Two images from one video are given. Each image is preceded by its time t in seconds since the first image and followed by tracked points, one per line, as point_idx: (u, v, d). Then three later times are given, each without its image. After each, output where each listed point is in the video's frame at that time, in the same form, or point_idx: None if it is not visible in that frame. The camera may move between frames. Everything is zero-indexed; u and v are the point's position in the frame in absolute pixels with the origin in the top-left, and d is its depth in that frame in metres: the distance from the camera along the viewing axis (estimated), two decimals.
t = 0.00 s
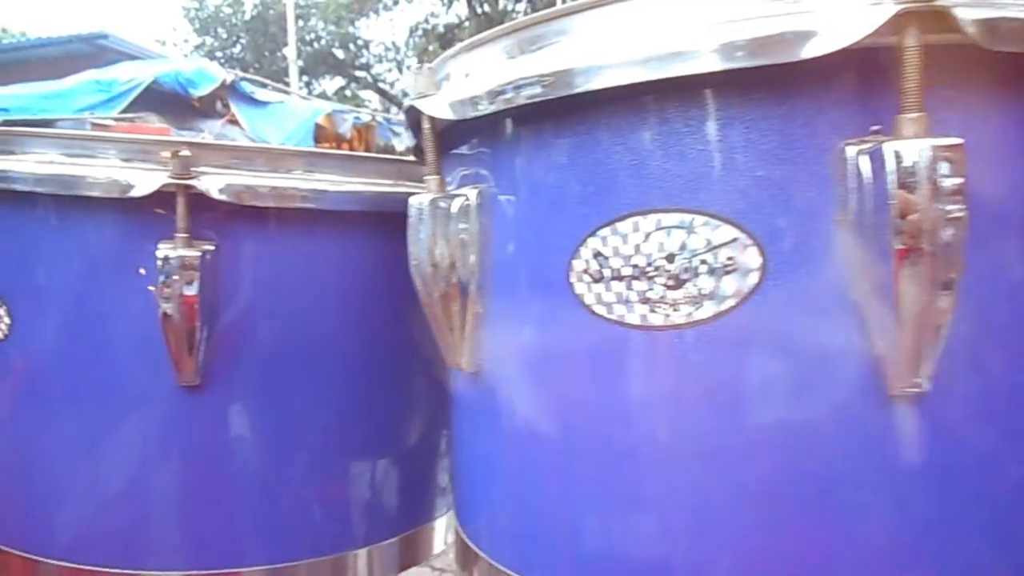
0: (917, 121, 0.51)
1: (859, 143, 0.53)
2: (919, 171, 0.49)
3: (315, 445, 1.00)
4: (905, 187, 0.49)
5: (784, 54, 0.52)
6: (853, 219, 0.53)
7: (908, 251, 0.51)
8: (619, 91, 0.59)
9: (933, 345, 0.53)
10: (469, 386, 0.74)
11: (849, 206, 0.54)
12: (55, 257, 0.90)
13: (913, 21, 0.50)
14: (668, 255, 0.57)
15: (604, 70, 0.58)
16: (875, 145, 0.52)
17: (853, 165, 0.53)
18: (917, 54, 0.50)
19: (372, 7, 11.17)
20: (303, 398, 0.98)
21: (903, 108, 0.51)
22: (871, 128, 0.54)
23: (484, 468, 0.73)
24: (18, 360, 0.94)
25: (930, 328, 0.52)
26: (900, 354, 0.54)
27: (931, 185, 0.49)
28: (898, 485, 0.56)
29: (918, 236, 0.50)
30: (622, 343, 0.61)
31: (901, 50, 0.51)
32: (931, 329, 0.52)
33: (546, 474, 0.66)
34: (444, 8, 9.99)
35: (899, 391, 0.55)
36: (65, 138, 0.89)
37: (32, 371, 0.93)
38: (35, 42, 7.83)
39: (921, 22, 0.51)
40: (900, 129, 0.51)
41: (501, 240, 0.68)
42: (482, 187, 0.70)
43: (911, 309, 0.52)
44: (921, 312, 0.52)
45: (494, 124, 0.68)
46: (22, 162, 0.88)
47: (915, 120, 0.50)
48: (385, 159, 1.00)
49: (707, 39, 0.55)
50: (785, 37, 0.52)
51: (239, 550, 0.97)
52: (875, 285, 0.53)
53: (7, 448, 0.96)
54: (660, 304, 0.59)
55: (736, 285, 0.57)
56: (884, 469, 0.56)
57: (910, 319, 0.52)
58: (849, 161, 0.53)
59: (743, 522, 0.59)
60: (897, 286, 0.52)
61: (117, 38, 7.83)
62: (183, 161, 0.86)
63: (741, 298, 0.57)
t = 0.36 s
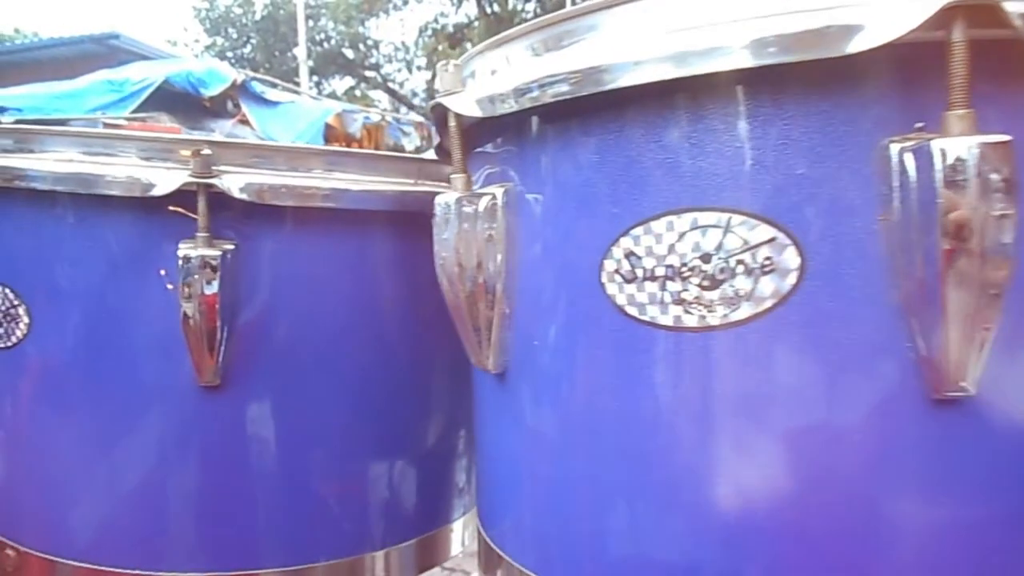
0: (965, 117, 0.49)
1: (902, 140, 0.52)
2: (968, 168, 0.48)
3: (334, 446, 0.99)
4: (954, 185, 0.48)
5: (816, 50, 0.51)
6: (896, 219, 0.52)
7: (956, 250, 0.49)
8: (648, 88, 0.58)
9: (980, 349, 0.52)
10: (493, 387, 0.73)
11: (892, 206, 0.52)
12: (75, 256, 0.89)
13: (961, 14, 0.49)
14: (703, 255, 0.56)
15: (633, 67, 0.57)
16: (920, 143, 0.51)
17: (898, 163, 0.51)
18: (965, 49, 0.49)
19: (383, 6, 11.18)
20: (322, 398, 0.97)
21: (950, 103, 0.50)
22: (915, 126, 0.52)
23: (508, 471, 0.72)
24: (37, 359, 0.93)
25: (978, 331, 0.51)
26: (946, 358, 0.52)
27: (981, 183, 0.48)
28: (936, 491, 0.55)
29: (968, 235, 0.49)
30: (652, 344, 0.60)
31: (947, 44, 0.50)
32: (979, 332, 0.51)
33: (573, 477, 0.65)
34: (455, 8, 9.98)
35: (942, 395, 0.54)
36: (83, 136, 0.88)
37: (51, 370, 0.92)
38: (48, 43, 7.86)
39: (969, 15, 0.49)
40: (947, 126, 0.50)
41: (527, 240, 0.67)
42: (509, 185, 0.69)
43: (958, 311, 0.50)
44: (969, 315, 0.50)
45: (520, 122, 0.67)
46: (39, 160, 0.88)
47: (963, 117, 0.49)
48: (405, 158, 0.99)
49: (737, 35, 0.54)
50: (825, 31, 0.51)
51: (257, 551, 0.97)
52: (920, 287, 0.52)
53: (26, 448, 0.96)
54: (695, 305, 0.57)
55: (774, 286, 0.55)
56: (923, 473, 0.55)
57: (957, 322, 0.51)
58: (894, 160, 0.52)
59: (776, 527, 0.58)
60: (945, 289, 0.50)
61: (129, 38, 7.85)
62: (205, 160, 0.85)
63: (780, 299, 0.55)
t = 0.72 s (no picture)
0: (995, 114, 0.49)
1: (931, 138, 0.51)
2: (999, 165, 0.47)
3: (348, 445, 0.99)
4: (983, 182, 0.48)
5: (838, 47, 0.51)
6: (925, 217, 0.52)
7: (985, 248, 0.49)
8: (668, 86, 0.58)
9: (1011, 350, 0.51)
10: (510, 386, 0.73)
11: (920, 204, 0.52)
12: (91, 255, 0.89)
13: (989, 11, 0.48)
14: (727, 254, 0.55)
15: (652, 65, 0.57)
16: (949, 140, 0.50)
17: (926, 160, 0.51)
18: (993, 44, 0.49)
19: (390, 7, 11.22)
20: (336, 397, 0.97)
21: (980, 100, 0.49)
22: (940, 124, 0.52)
23: (525, 471, 0.72)
24: (52, 358, 0.93)
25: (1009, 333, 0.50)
26: (977, 357, 0.51)
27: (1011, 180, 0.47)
28: (958, 490, 0.55)
29: (998, 233, 0.48)
30: (673, 343, 0.59)
31: (976, 40, 0.50)
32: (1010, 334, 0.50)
33: (591, 477, 0.65)
34: (462, 8, 9.99)
35: (972, 395, 0.53)
36: (99, 136, 0.88)
37: (66, 370, 0.92)
38: (57, 44, 7.89)
39: (998, 12, 0.48)
40: (977, 122, 0.49)
41: (546, 239, 0.66)
42: (529, 183, 0.68)
43: (989, 311, 0.50)
44: (1000, 315, 0.49)
45: (537, 121, 0.66)
46: (55, 159, 0.88)
47: (993, 113, 0.49)
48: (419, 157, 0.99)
49: (758, 32, 0.53)
50: (850, 27, 0.51)
51: (272, 551, 0.96)
52: (950, 286, 0.51)
53: (41, 447, 0.96)
54: (719, 304, 0.57)
55: (799, 285, 0.55)
56: (944, 472, 0.55)
57: (987, 323, 0.50)
58: (922, 157, 0.51)
59: (797, 528, 0.57)
60: (974, 289, 0.50)
61: (138, 39, 7.88)
62: (220, 159, 0.85)
63: (805, 298, 0.55)
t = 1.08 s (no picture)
0: None
1: (974, 128, 0.52)
2: None
3: (371, 443, 0.99)
4: None
5: (877, 37, 0.51)
6: (970, 208, 0.52)
7: None
8: (700, 78, 0.58)
9: None
10: (537, 382, 0.73)
11: (965, 195, 0.52)
12: (117, 252, 0.90)
13: None
14: (766, 246, 0.55)
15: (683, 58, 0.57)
16: (994, 130, 0.51)
17: (971, 151, 0.52)
18: None
19: (399, 6, 11.25)
20: (360, 394, 0.97)
21: None
22: (984, 114, 0.53)
23: (554, 468, 0.71)
24: (78, 355, 0.93)
25: None
26: None
27: None
28: (996, 483, 0.55)
29: None
30: (707, 337, 0.59)
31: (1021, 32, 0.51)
32: None
33: (622, 473, 0.65)
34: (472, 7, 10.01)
35: (1015, 388, 0.53)
36: (123, 132, 0.88)
37: (93, 366, 0.93)
38: (70, 45, 7.93)
39: None
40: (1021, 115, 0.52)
41: (577, 233, 0.66)
42: (560, 177, 0.67)
43: None
44: None
45: (567, 115, 0.66)
46: (81, 157, 0.88)
47: None
48: (444, 153, 0.98)
49: (791, 23, 0.53)
50: (890, 16, 0.50)
51: (296, 548, 0.97)
52: (997, 276, 0.52)
53: (67, 444, 0.96)
54: (757, 298, 0.56)
55: (840, 278, 0.54)
56: (982, 465, 0.55)
57: None
58: (966, 147, 0.52)
59: (832, 524, 0.57)
60: None
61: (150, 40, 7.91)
62: (247, 155, 0.86)
63: (846, 291, 0.54)
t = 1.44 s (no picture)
0: None
1: (1018, 121, 0.52)
2: None
3: (396, 441, 0.99)
4: None
5: (914, 30, 0.51)
6: (1012, 201, 0.52)
7: None
8: (731, 72, 0.57)
9: None
10: (567, 379, 0.73)
11: (1007, 187, 0.52)
12: (144, 251, 0.90)
13: None
14: (804, 241, 0.55)
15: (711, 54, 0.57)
16: None
17: (1013, 143, 0.51)
18: None
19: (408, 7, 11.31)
20: (385, 392, 0.97)
21: None
22: None
23: (583, 465, 0.71)
24: (105, 354, 0.94)
25: None
26: None
27: None
28: None
29: None
30: (743, 332, 0.58)
31: None
32: None
33: (654, 471, 0.64)
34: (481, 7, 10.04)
35: None
36: (148, 131, 0.89)
37: (120, 365, 0.93)
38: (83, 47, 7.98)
39: None
40: None
41: (609, 230, 0.65)
42: (592, 173, 0.67)
43: None
44: None
45: (596, 111, 0.66)
46: (109, 157, 0.89)
47: None
48: (469, 151, 0.97)
49: (822, 17, 0.52)
50: (927, 10, 0.50)
51: (321, 546, 0.97)
52: None
53: (94, 442, 0.96)
54: (796, 292, 0.56)
55: (880, 272, 0.54)
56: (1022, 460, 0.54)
57: None
58: (1008, 140, 0.52)
59: (869, 520, 0.57)
60: None
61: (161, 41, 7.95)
62: (275, 154, 0.87)
63: (886, 286, 0.54)
